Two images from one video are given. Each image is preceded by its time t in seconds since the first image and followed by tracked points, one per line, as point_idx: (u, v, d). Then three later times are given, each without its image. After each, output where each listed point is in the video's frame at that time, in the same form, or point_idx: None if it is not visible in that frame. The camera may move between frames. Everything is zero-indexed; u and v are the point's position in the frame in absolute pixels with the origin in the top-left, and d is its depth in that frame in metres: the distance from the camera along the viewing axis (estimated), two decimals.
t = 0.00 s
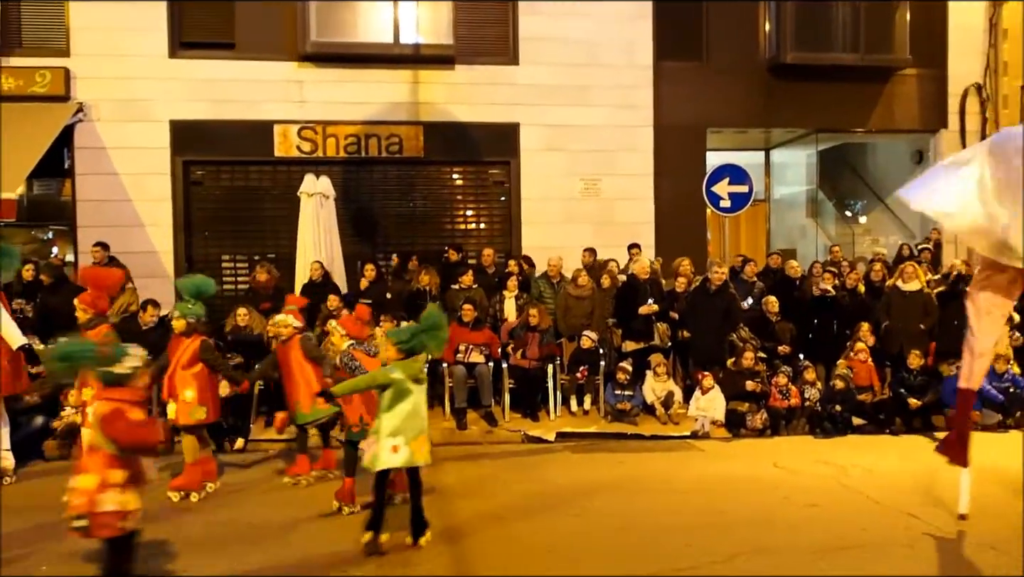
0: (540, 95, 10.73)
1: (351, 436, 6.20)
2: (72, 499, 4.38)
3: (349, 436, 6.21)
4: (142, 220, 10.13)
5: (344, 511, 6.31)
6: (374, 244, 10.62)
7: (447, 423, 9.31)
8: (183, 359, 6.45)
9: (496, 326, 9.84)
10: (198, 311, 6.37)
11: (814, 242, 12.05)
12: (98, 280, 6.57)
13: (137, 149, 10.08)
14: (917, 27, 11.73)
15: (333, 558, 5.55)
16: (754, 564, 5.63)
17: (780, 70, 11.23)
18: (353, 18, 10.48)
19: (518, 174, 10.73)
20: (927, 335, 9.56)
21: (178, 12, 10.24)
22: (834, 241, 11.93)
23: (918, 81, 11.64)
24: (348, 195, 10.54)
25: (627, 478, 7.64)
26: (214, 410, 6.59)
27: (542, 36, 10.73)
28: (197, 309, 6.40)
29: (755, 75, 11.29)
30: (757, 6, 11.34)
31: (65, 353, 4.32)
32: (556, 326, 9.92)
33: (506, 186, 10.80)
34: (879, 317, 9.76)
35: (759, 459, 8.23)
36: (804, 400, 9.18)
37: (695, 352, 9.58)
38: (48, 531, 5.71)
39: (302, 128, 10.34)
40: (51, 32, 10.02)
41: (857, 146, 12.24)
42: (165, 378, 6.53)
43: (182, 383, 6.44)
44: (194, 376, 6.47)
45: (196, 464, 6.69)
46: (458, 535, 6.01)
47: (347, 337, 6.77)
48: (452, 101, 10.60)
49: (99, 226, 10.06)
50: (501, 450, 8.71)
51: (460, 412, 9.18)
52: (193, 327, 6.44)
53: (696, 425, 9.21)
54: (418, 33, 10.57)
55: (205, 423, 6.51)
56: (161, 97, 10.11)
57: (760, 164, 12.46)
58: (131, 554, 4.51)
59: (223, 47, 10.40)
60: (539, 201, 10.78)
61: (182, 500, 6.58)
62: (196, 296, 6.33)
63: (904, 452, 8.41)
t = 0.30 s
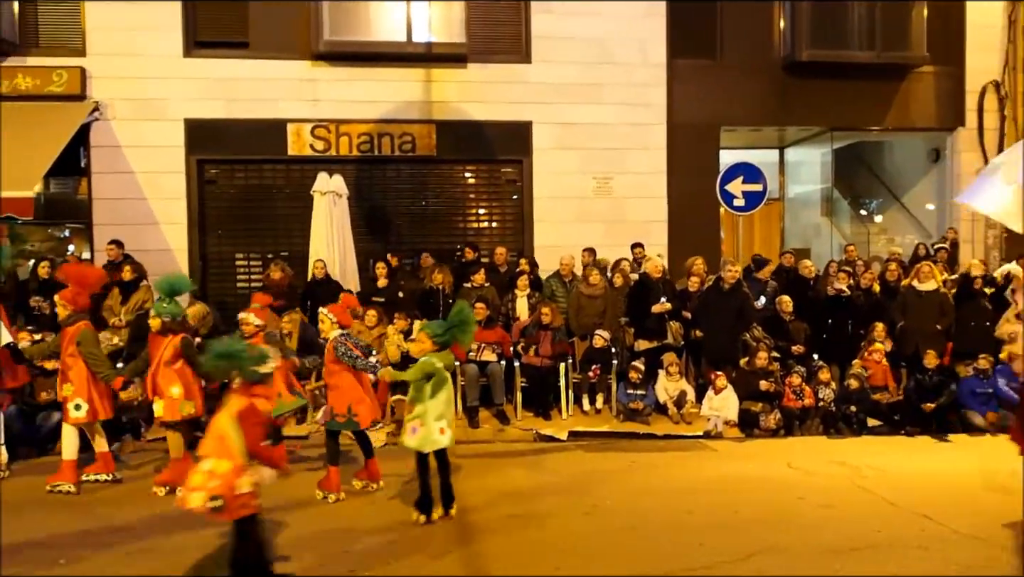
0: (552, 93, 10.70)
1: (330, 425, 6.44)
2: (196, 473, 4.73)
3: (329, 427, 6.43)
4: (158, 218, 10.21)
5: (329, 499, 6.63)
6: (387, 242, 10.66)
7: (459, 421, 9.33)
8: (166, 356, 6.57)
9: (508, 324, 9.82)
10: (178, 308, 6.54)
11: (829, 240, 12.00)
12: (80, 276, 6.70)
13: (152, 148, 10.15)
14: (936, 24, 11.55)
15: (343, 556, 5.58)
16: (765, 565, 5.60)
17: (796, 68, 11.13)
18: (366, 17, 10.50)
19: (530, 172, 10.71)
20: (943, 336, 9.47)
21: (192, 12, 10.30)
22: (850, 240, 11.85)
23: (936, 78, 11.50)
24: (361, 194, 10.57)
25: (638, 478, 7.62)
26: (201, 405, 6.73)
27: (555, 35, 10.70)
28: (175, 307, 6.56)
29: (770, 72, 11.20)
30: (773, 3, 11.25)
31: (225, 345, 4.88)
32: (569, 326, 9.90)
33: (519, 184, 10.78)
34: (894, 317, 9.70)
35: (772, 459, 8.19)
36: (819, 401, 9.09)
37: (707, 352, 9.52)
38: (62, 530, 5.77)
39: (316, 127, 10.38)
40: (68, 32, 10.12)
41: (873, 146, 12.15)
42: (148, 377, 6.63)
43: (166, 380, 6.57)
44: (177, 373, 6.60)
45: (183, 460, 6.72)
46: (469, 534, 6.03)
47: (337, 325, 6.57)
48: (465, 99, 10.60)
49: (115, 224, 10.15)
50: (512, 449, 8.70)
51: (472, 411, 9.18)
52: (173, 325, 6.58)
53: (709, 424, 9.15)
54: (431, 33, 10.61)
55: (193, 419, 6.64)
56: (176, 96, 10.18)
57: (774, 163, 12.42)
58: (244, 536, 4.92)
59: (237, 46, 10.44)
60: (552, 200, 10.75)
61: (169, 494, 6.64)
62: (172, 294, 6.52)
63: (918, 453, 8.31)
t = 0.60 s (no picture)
0: (572, 90, 10.68)
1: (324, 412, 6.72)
2: (308, 449, 5.15)
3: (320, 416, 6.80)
4: (179, 215, 10.30)
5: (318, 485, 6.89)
6: (405, 240, 10.69)
7: (476, 419, 9.33)
8: (155, 350, 6.91)
9: (526, 323, 9.79)
10: (167, 304, 6.94)
11: (850, 241, 11.87)
12: (64, 272, 6.77)
13: (174, 145, 10.24)
14: (960, 24, 11.42)
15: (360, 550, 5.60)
16: (786, 567, 5.56)
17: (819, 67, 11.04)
18: (386, 14, 10.51)
19: (549, 170, 10.70)
20: (966, 338, 9.35)
21: (215, 10, 10.38)
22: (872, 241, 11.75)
23: (961, 78, 11.35)
24: (380, 190, 10.60)
25: (655, 478, 7.58)
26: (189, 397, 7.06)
27: (575, 33, 10.68)
28: (165, 302, 6.93)
29: (792, 71, 11.11)
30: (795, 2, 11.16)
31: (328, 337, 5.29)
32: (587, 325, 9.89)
33: (537, 182, 10.77)
34: (916, 319, 9.60)
35: (791, 461, 8.12)
36: (839, 403, 8.99)
37: (725, 353, 9.48)
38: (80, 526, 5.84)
39: (336, 124, 10.43)
40: (92, 30, 10.23)
41: (896, 147, 12.02)
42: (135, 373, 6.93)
43: (155, 375, 6.90)
44: (166, 367, 6.95)
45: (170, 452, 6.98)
46: (484, 533, 6.03)
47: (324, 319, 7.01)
48: (485, 98, 10.59)
49: (137, 220, 10.25)
50: (528, 447, 8.69)
51: (489, 409, 9.17)
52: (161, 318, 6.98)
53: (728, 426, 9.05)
54: (451, 29, 10.58)
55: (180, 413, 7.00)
56: (198, 93, 10.26)
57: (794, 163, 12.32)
58: (333, 508, 5.29)
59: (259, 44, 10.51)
60: (571, 197, 10.73)
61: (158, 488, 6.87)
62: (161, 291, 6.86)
63: (941, 457, 8.18)
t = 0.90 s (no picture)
0: (602, 89, 10.63)
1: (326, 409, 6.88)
2: (387, 428, 5.68)
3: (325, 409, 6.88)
4: (211, 213, 10.42)
5: (322, 477, 7.11)
6: (433, 239, 10.73)
7: (503, 418, 9.33)
8: (154, 348, 6.91)
9: (553, 323, 9.74)
10: (164, 302, 6.99)
11: (883, 242, 11.71)
12: (73, 270, 6.73)
13: (206, 144, 10.36)
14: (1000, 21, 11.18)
15: (388, 548, 5.65)
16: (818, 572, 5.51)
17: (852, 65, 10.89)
18: (416, 13, 10.55)
19: (578, 170, 10.66)
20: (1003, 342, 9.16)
21: (247, 11, 10.48)
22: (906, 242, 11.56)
23: (1000, 76, 11.12)
24: (409, 189, 10.64)
25: (682, 480, 7.53)
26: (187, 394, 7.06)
27: (605, 32, 10.62)
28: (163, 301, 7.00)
29: (825, 69, 10.95)
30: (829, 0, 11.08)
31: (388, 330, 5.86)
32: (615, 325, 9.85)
33: (566, 182, 10.74)
34: (951, 323, 9.47)
35: (822, 465, 8.02)
36: (871, 407, 8.86)
37: (753, 355, 9.35)
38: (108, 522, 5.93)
39: (365, 124, 10.48)
40: (128, 31, 10.38)
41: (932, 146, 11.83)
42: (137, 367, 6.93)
43: (155, 371, 6.86)
44: (166, 363, 6.88)
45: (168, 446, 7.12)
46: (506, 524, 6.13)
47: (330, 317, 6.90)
48: (514, 97, 10.58)
49: (170, 218, 10.38)
50: (554, 447, 8.67)
51: (515, 408, 9.17)
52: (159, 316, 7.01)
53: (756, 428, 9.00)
54: (479, 29, 10.60)
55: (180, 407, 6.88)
56: (230, 93, 10.37)
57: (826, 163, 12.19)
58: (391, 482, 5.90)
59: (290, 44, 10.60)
60: (600, 197, 10.68)
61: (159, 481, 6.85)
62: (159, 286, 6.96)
63: (975, 464, 8.02)
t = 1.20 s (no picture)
0: (625, 89, 10.60)
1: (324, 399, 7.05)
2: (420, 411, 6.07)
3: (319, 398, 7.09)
4: (235, 209, 10.48)
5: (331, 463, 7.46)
6: (455, 237, 10.75)
7: (523, 417, 9.33)
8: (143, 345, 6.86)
9: (575, 322, 9.72)
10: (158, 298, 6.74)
11: (908, 245, 11.62)
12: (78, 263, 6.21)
13: (231, 140, 10.42)
14: None
15: (410, 548, 5.64)
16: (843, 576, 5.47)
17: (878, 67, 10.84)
18: (441, 12, 10.58)
19: (600, 170, 10.65)
20: None
21: (273, 9, 10.54)
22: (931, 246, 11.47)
23: None
24: (431, 188, 10.66)
25: (704, 482, 7.51)
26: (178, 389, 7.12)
27: (630, 32, 10.60)
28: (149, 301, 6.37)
29: (851, 70, 10.89)
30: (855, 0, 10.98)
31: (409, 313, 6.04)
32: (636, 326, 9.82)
33: (588, 182, 10.73)
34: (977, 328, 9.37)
35: (844, 469, 7.97)
36: (894, 410, 8.77)
37: (776, 356, 9.30)
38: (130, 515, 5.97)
39: (389, 122, 10.52)
40: (155, 28, 10.47)
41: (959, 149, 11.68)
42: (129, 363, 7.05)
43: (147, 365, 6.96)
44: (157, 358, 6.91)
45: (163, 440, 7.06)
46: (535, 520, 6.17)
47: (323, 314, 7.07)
48: (537, 96, 10.58)
49: (194, 214, 10.46)
50: (575, 447, 8.65)
51: (536, 407, 9.16)
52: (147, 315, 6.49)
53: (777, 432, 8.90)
54: (504, 28, 10.62)
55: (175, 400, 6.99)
56: (255, 89, 10.43)
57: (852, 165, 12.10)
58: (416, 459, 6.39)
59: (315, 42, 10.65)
60: (622, 197, 10.66)
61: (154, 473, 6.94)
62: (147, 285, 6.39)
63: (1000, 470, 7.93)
